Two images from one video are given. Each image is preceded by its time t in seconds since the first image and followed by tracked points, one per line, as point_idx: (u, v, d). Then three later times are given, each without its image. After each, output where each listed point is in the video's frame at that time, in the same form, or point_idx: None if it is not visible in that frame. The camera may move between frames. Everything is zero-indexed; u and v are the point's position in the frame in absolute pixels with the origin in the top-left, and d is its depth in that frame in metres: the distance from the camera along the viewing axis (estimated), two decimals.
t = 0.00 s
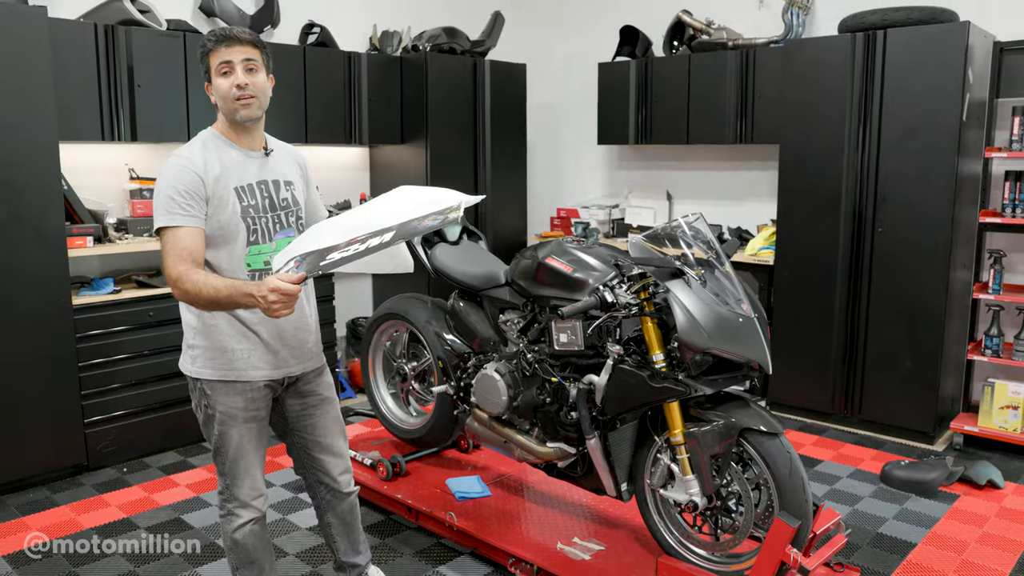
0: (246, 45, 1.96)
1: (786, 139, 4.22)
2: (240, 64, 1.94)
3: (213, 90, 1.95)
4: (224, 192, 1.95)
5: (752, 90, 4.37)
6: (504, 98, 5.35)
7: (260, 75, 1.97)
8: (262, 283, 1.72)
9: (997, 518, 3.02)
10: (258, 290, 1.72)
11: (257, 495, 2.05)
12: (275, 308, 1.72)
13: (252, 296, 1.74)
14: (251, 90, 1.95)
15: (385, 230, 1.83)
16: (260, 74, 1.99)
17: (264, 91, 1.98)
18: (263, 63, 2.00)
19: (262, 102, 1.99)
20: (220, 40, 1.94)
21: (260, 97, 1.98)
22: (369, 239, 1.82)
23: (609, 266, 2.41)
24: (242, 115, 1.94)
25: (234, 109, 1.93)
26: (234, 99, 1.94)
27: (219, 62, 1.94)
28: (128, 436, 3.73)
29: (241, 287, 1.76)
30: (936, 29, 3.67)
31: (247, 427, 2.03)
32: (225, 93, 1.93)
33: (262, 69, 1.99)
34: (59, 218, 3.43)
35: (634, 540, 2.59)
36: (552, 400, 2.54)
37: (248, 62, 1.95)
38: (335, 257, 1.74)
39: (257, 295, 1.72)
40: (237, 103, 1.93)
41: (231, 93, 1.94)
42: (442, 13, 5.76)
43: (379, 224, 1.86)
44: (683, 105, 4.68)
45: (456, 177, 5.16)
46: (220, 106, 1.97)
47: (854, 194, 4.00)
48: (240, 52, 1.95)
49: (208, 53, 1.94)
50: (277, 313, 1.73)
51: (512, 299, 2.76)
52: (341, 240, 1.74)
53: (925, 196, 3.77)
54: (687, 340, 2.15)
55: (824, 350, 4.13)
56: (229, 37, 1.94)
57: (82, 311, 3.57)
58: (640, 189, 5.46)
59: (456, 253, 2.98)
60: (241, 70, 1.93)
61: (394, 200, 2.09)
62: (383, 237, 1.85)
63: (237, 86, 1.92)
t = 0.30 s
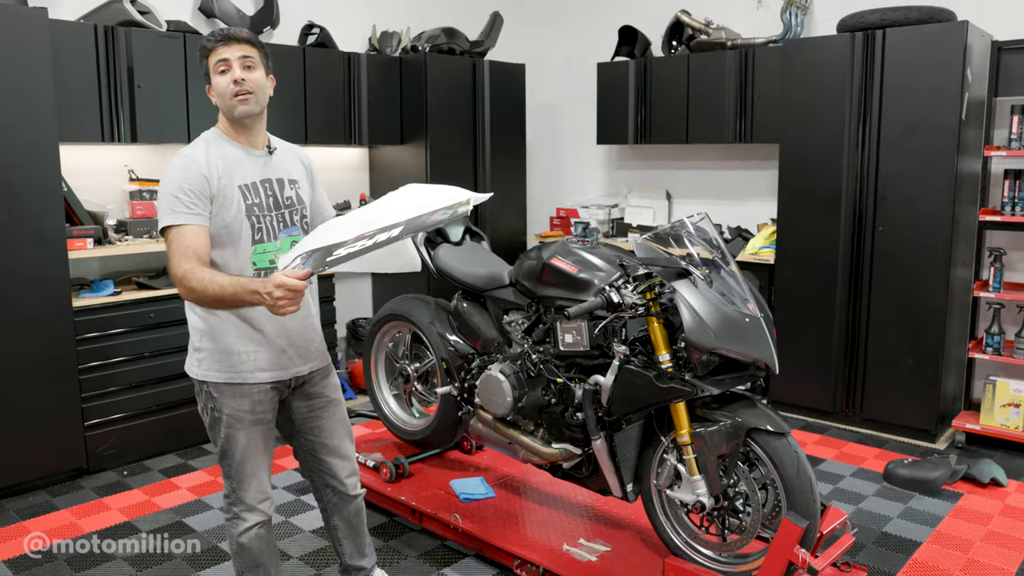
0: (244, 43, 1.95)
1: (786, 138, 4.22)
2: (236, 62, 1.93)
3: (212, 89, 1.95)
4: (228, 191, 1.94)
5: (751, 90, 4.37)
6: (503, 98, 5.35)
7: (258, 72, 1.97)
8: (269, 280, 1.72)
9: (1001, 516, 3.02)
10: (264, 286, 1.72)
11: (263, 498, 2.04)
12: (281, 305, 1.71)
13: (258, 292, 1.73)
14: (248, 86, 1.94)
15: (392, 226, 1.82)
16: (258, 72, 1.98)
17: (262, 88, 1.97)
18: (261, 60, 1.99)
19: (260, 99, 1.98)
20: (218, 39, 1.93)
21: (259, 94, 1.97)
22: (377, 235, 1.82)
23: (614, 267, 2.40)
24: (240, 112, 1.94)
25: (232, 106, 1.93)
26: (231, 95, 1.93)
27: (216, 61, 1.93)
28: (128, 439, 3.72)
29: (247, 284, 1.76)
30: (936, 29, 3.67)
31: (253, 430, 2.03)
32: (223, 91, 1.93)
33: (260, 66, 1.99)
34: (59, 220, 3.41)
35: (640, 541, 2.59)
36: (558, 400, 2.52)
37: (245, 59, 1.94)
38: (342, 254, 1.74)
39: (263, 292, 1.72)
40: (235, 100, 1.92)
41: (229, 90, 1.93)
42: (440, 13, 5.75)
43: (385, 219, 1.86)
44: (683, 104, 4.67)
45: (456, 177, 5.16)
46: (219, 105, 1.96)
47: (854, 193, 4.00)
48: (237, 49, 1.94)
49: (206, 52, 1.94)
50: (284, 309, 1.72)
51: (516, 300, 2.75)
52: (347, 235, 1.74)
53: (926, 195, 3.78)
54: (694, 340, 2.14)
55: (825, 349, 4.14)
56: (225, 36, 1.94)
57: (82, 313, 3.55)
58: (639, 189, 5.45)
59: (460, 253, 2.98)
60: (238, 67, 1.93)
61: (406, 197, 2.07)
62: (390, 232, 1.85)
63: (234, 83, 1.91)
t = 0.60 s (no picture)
0: (256, 44, 1.95)
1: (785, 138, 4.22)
2: (248, 62, 1.93)
3: (221, 88, 1.94)
4: (234, 191, 1.93)
5: (750, 90, 4.37)
6: (501, 98, 5.34)
7: (269, 74, 1.96)
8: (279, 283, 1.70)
9: (1002, 514, 3.03)
10: (273, 289, 1.71)
11: (267, 500, 2.03)
12: (291, 308, 1.70)
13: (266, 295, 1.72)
14: (258, 88, 1.93)
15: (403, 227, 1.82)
16: (268, 73, 1.98)
17: (272, 91, 1.97)
18: (272, 61, 1.99)
19: (269, 101, 1.97)
20: (231, 38, 1.93)
21: (267, 96, 1.96)
22: (388, 236, 1.82)
23: (618, 267, 2.41)
24: (248, 112, 1.93)
25: (240, 106, 1.92)
26: (241, 96, 1.93)
27: (227, 60, 1.92)
28: (127, 441, 3.70)
29: (255, 286, 1.74)
30: (935, 28, 3.67)
31: (258, 432, 2.02)
32: (233, 91, 1.92)
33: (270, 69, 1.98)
34: (58, 222, 3.40)
35: (644, 541, 2.58)
36: (562, 401, 2.53)
37: (256, 61, 1.94)
38: (352, 255, 1.75)
39: (272, 295, 1.71)
40: (243, 101, 1.92)
41: (238, 91, 1.93)
42: (437, 13, 5.74)
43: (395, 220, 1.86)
44: (681, 104, 4.68)
45: (455, 178, 5.15)
46: (227, 105, 1.95)
47: (853, 192, 4.00)
48: (249, 50, 1.93)
49: (216, 51, 1.93)
50: (293, 312, 1.71)
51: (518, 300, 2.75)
52: (357, 237, 1.74)
53: (925, 194, 3.78)
54: (700, 340, 2.14)
55: (825, 348, 4.14)
56: (238, 36, 1.93)
57: (81, 315, 3.54)
58: (638, 188, 5.45)
59: (462, 254, 2.98)
60: (249, 68, 1.92)
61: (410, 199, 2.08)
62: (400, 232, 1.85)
63: (244, 83, 1.91)
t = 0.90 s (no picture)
0: (278, 49, 1.94)
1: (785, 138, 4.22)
2: (270, 68, 1.91)
3: (239, 90, 1.92)
4: (242, 194, 1.91)
5: (748, 90, 4.37)
6: (499, 99, 5.34)
7: (288, 80, 1.95)
8: (281, 306, 1.69)
9: (1006, 515, 3.03)
10: (275, 311, 1.69)
11: (271, 501, 2.02)
12: (292, 333, 1.69)
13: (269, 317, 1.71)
14: (277, 94, 1.92)
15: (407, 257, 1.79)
16: (287, 80, 1.96)
17: (289, 98, 1.95)
18: (290, 67, 1.98)
19: (285, 108, 1.96)
20: (253, 41, 1.91)
21: (285, 103, 1.95)
22: (392, 267, 1.78)
23: (620, 267, 2.40)
24: (266, 118, 1.92)
25: (258, 111, 1.90)
26: (260, 101, 1.91)
27: (248, 62, 1.90)
28: (127, 443, 3.68)
29: (257, 304, 1.73)
30: (935, 27, 3.67)
31: (263, 433, 2.00)
32: (252, 94, 1.90)
33: (289, 75, 1.97)
34: (58, 224, 3.38)
35: (647, 542, 2.58)
36: (565, 401, 2.52)
37: (277, 67, 1.93)
38: (354, 281, 1.71)
39: (274, 318, 1.69)
40: (262, 106, 1.90)
41: (258, 95, 1.91)
42: (435, 13, 5.73)
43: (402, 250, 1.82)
44: (680, 104, 4.67)
45: (453, 178, 5.14)
46: (242, 107, 1.93)
47: (853, 192, 4.01)
48: (272, 55, 1.92)
49: (237, 52, 1.91)
50: (295, 335, 1.70)
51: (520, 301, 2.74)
52: (361, 263, 1.71)
53: (925, 194, 3.79)
54: (704, 340, 2.14)
55: (825, 348, 4.14)
56: (262, 39, 1.92)
57: (80, 316, 3.52)
58: (635, 189, 5.45)
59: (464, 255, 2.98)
60: (270, 73, 1.91)
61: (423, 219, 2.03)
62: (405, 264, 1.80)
63: (265, 89, 1.89)
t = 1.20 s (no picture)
0: (294, 53, 1.95)
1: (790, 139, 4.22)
2: (284, 71, 1.92)
3: (254, 92, 1.93)
4: (253, 195, 1.91)
5: (752, 91, 4.37)
6: (502, 100, 5.33)
7: (302, 84, 1.96)
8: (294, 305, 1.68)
9: (1012, 518, 3.03)
10: (289, 311, 1.69)
11: (280, 501, 2.02)
12: (306, 333, 1.69)
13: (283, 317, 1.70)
14: (291, 98, 1.93)
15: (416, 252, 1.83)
16: (301, 83, 1.97)
17: (302, 101, 1.96)
18: (305, 71, 1.98)
19: (298, 112, 1.96)
20: (270, 44, 1.92)
21: (298, 106, 1.96)
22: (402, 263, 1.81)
23: (627, 268, 2.40)
24: (279, 121, 1.92)
25: (270, 113, 1.91)
26: (273, 104, 1.91)
27: (263, 65, 1.91)
28: (132, 443, 3.69)
29: (271, 304, 1.73)
30: (941, 28, 3.67)
31: (273, 432, 2.00)
32: (265, 97, 1.91)
33: (303, 79, 1.98)
34: (64, 224, 3.38)
35: (653, 543, 2.58)
36: (571, 402, 2.51)
37: (292, 70, 1.94)
38: (367, 277, 1.73)
39: (287, 317, 1.69)
40: (274, 109, 1.91)
41: (271, 98, 1.91)
42: (438, 14, 5.73)
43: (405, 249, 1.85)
44: (684, 105, 4.67)
45: (457, 179, 5.14)
46: (256, 108, 1.94)
47: (858, 193, 4.01)
48: (287, 59, 1.93)
49: (253, 54, 1.92)
50: (309, 335, 1.69)
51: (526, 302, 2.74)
52: (371, 260, 1.75)
53: (929, 196, 3.79)
54: (712, 341, 2.14)
55: (830, 350, 4.14)
56: (278, 42, 1.93)
57: (86, 317, 3.52)
58: (638, 190, 5.45)
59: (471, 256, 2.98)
60: (285, 77, 1.92)
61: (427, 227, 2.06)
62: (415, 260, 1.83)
63: (279, 92, 1.90)
